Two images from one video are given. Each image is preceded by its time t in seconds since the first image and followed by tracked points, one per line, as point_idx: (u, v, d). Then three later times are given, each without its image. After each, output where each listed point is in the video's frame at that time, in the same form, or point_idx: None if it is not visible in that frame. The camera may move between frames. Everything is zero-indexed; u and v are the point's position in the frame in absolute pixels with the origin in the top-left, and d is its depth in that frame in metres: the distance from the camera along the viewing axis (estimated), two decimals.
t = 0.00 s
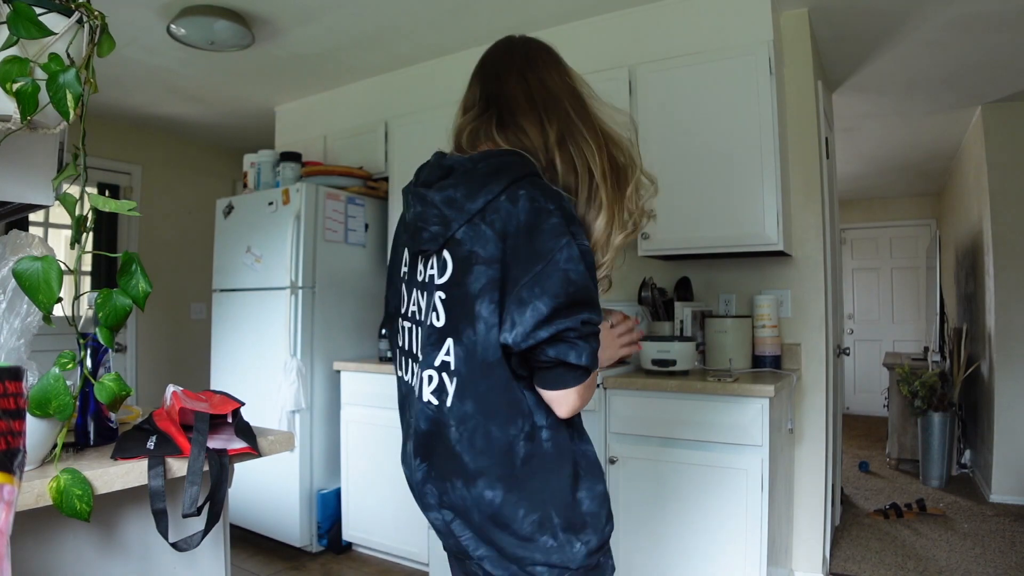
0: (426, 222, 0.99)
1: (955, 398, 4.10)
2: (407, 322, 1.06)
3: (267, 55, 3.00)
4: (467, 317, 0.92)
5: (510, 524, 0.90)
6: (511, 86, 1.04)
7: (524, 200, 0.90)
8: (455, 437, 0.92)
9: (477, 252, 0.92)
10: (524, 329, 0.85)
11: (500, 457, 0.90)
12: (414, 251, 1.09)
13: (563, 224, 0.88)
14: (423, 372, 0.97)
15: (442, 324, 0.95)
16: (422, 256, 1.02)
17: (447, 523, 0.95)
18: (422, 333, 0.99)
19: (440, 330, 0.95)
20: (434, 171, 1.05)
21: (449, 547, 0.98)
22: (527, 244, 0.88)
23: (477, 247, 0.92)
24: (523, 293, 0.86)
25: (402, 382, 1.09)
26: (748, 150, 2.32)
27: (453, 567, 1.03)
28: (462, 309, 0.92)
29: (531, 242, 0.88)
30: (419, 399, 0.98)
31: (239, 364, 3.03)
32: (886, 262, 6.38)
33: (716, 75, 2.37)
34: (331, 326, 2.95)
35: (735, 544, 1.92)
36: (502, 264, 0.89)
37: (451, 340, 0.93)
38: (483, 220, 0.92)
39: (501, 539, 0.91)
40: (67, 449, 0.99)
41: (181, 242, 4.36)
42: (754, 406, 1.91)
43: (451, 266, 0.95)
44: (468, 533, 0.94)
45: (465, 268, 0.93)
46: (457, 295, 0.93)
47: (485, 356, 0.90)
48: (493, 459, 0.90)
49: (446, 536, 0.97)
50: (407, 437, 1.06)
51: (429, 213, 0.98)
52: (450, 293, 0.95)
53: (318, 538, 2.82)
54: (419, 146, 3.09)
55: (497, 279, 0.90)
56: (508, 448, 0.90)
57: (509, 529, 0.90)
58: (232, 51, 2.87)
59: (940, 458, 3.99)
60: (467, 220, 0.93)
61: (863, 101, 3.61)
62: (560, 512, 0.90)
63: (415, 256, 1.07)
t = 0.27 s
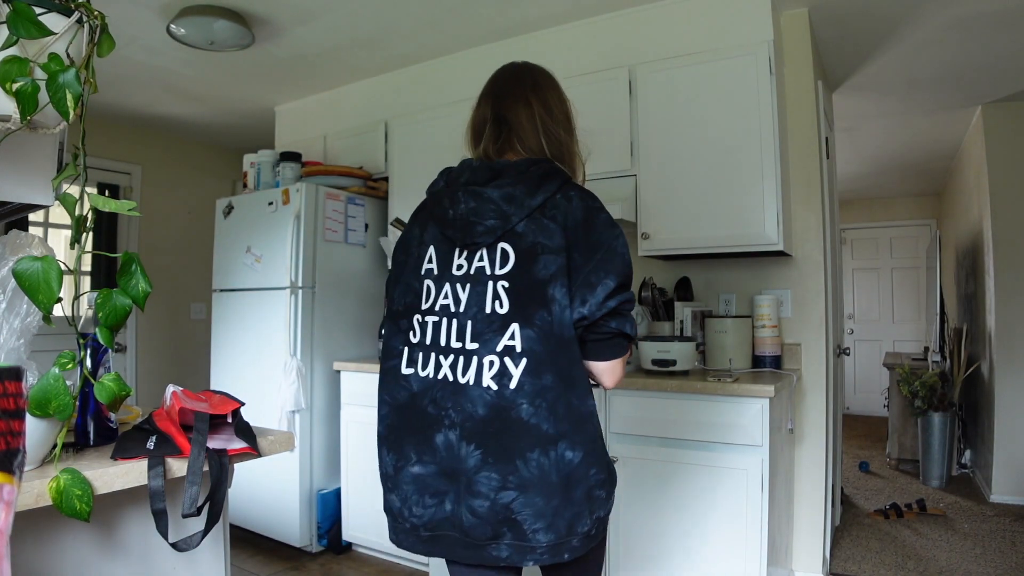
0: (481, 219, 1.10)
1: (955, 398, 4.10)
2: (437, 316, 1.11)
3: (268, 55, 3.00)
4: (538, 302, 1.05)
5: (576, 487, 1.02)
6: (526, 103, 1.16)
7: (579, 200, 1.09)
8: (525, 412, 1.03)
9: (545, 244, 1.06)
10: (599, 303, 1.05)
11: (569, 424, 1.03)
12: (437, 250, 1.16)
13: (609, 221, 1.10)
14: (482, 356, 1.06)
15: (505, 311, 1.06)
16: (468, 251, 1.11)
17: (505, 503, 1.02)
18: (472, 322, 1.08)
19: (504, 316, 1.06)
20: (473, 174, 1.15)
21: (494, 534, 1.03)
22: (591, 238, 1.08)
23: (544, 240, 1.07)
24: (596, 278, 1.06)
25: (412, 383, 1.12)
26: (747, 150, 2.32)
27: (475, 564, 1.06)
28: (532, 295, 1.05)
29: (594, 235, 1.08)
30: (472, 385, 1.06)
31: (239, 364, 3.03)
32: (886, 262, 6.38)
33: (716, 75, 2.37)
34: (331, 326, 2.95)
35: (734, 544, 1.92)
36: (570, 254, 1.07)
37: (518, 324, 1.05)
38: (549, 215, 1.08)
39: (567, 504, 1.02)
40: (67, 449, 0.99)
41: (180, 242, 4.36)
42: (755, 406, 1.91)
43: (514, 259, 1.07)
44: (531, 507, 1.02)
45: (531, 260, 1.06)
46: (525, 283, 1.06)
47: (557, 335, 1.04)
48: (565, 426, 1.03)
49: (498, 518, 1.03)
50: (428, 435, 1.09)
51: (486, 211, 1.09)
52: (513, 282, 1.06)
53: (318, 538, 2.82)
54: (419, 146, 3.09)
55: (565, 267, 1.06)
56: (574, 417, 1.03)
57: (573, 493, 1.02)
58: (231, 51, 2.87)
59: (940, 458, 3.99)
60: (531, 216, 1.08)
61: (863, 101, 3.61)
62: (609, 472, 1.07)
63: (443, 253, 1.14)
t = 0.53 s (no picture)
0: (531, 229, 1.22)
1: (955, 398, 4.10)
2: (488, 315, 1.22)
3: (268, 55, 3.00)
4: (583, 302, 1.19)
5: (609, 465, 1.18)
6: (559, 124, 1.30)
7: (614, 217, 1.25)
8: (573, 400, 1.16)
9: (587, 254, 1.20)
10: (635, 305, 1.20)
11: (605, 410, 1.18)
12: (483, 254, 1.26)
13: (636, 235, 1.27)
14: (534, 350, 1.18)
15: (553, 309, 1.18)
16: (517, 256, 1.22)
17: (555, 481, 1.15)
18: (524, 320, 1.19)
19: (553, 314, 1.18)
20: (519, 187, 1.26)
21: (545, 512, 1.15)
22: (624, 247, 1.23)
23: (588, 249, 1.21)
24: (631, 282, 1.20)
25: (466, 377, 1.22)
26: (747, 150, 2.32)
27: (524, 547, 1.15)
28: (578, 297, 1.18)
29: (625, 244, 1.24)
30: (526, 376, 1.17)
31: (239, 364, 3.03)
32: (886, 262, 6.38)
33: (716, 76, 2.37)
34: (331, 326, 2.95)
35: (734, 544, 1.92)
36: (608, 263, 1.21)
37: (564, 321, 1.18)
38: (591, 228, 1.22)
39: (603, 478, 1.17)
40: (67, 449, 0.99)
41: (180, 242, 4.36)
42: (755, 406, 1.91)
43: (562, 264, 1.20)
44: (577, 483, 1.15)
45: (576, 267, 1.20)
46: (572, 285, 1.19)
47: (598, 332, 1.19)
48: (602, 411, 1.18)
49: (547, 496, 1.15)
50: (481, 424, 1.19)
51: (538, 221, 1.22)
52: (562, 285, 1.19)
53: (318, 539, 2.82)
54: (420, 147, 3.10)
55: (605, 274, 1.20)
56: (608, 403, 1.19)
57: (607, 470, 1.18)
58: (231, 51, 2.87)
59: (940, 459, 3.99)
60: (576, 228, 1.21)
61: (863, 101, 3.61)
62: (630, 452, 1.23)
63: (490, 257, 1.25)
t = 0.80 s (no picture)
0: (570, 230, 1.43)
1: (954, 398, 4.10)
2: (527, 301, 1.41)
3: (268, 56, 3.00)
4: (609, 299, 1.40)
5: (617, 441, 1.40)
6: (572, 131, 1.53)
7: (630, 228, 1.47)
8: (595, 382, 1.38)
9: (614, 256, 1.42)
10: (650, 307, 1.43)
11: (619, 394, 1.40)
12: (524, 247, 1.44)
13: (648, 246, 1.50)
14: (565, 335, 1.38)
15: (584, 301, 1.40)
16: (556, 252, 1.43)
17: (574, 451, 1.36)
18: (558, 308, 1.39)
19: (583, 307, 1.39)
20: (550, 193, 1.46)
21: (563, 478, 1.36)
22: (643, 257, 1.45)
23: (616, 252, 1.42)
24: (649, 286, 1.44)
25: (505, 355, 1.40)
26: (747, 150, 2.32)
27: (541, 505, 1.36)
28: (605, 292, 1.40)
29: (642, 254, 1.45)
30: (559, 356, 1.38)
31: (239, 364, 3.03)
32: (886, 262, 6.39)
33: (716, 76, 2.37)
34: (331, 326, 2.95)
35: (734, 544, 1.91)
36: (633, 267, 1.42)
37: (592, 312, 1.39)
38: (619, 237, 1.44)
39: (612, 453, 1.39)
40: (66, 449, 0.99)
41: (180, 242, 4.36)
42: (755, 406, 1.91)
43: (593, 264, 1.41)
44: (592, 455, 1.36)
45: (604, 268, 1.41)
46: (601, 284, 1.40)
47: (619, 325, 1.40)
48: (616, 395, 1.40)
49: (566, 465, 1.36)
50: (515, 398, 1.38)
51: (575, 225, 1.43)
52: (592, 281, 1.40)
53: (318, 539, 2.82)
54: (420, 147, 3.10)
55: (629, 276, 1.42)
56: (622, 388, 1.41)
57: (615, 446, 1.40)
58: (232, 51, 2.88)
59: (940, 459, 3.99)
60: (605, 235, 1.43)
61: (863, 101, 3.61)
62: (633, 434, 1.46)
63: (530, 251, 1.44)
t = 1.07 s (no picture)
0: (552, 242, 1.54)
1: (955, 398, 4.10)
2: (514, 308, 1.50)
3: (268, 56, 3.00)
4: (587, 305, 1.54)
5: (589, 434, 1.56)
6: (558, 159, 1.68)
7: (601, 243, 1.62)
8: (574, 379, 1.52)
9: (591, 266, 1.56)
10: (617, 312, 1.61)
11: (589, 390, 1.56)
12: (511, 260, 1.53)
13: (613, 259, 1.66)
14: (550, 338, 1.51)
15: (566, 307, 1.52)
16: (540, 263, 1.52)
17: (555, 444, 1.49)
18: (543, 315, 1.51)
19: (564, 312, 1.52)
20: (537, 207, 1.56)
21: (551, 469, 1.48)
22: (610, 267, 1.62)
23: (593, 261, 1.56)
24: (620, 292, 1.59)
25: (493, 359, 1.50)
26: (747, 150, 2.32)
27: (531, 497, 1.47)
28: (584, 299, 1.54)
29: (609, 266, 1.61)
30: (545, 357, 1.50)
31: (239, 364, 3.03)
32: (886, 262, 6.39)
33: (716, 76, 2.37)
34: (331, 326, 2.95)
35: (734, 545, 1.91)
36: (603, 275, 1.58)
37: (573, 317, 1.52)
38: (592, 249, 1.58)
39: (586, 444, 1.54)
40: (66, 449, 0.99)
41: (180, 242, 4.36)
42: (755, 406, 1.91)
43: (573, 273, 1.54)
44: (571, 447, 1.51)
45: (583, 277, 1.55)
46: (580, 291, 1.53)
47: (593, 328, 1.55)
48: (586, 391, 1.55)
49: (552, 457, 1.48)
50: (504, 399, 1.49)
51: (556, 237, 1.54)
52: (573, 289, 1.53)
53: (318, 539, 2.82)
54: (420, 147, 3.10)
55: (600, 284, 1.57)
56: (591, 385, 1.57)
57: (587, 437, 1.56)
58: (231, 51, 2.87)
59: (940, 459, 3.99)
60: (581, 247, 1.56)
61: (863, 101, 3.61)
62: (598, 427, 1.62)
63: (516, 263, 1.53)
